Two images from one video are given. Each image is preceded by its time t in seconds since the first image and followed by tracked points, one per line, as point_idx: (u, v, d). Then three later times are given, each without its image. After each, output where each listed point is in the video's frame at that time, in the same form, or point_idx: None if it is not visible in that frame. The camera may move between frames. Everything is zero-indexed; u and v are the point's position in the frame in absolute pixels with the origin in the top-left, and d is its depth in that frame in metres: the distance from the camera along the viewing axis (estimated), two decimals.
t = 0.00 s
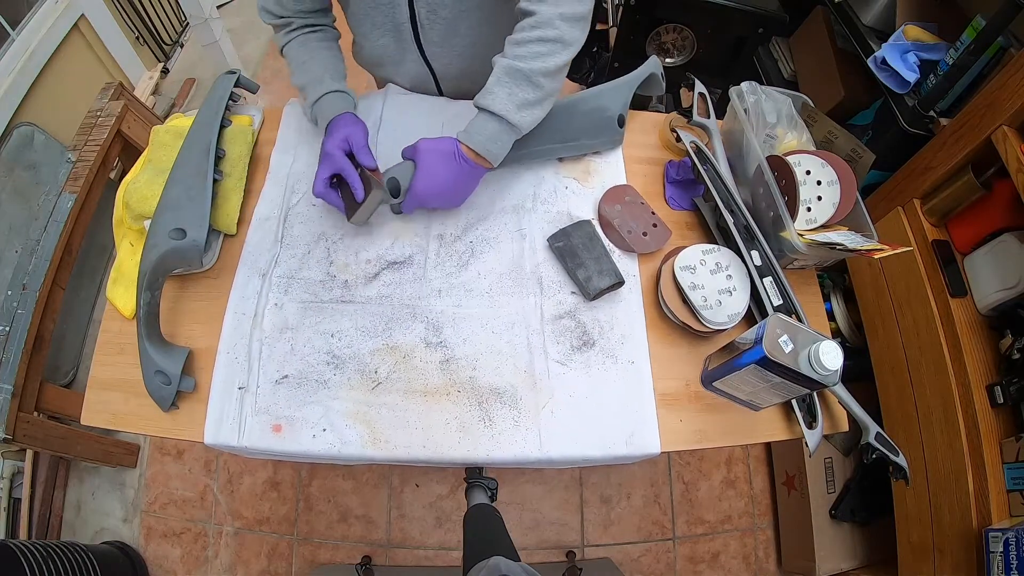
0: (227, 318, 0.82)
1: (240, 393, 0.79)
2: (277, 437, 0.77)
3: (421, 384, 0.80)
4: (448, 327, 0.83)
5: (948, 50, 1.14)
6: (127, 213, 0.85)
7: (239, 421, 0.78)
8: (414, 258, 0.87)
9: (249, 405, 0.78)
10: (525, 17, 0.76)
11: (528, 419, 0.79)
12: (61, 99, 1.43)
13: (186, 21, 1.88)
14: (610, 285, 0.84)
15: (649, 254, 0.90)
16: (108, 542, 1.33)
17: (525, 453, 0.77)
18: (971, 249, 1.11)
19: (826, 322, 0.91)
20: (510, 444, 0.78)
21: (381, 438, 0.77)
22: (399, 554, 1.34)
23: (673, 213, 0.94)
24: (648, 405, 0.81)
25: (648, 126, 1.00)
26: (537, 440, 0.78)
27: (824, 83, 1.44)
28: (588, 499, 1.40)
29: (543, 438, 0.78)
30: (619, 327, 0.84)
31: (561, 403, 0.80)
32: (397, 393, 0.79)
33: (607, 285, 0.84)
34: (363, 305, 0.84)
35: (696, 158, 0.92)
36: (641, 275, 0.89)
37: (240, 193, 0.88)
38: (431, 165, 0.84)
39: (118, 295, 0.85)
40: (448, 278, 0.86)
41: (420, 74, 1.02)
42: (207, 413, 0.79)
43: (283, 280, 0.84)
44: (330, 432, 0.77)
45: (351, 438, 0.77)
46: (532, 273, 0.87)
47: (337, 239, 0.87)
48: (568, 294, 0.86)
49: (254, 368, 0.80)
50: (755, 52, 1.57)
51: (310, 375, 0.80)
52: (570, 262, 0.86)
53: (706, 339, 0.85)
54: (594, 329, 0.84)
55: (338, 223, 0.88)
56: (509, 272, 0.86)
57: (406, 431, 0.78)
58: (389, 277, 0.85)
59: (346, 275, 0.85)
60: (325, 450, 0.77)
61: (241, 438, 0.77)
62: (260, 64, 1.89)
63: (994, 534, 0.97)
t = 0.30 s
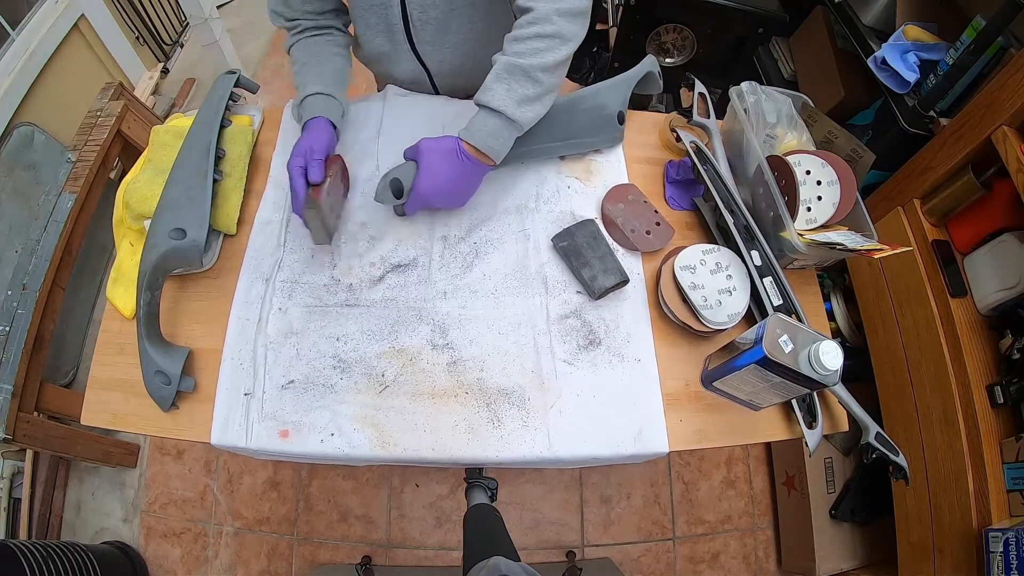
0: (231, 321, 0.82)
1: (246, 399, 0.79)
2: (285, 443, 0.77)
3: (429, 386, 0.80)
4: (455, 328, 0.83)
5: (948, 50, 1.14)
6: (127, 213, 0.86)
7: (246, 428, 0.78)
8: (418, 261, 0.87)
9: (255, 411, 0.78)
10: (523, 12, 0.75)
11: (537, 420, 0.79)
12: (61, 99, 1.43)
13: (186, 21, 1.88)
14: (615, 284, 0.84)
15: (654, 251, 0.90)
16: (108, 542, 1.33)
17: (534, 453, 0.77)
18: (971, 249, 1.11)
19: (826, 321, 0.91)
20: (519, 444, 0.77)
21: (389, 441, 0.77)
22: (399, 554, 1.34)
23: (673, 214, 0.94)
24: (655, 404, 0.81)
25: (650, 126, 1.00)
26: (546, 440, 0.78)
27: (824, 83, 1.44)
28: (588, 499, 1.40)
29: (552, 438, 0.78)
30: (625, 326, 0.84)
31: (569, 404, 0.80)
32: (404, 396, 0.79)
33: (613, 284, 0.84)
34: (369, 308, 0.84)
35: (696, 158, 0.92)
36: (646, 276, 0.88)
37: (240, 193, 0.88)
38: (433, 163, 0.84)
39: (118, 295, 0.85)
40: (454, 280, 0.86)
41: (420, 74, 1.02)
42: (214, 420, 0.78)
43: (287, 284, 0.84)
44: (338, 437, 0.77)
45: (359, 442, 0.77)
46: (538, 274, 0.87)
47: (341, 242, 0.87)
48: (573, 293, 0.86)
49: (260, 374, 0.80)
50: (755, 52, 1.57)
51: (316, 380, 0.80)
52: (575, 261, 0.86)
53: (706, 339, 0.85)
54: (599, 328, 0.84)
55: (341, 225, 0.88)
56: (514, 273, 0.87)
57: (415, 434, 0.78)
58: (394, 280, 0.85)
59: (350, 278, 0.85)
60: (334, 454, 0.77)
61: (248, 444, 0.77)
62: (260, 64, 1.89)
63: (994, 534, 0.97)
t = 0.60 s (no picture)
0: (233, 321, 0.82)
1: (248, 397, 0.79)
2: (287, 440, 0.77)
3: (431, 383, 0.80)
4: (457, 325, 0.83)
5: (948, 51, 1.14)
6: (127, 213, 0.85)
7: (248, 426, 0.78)
8: (421, 258, 0.87)
9: (257, 409, 0.78)
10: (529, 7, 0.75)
11: (539, 417, 0.79)
12: (61, 99, 1.43)
13: (186, 21, 1.88)
14: (617, 282, 0.84)
15: (657, 250, 0.90)
16: (108, 542, 1.33)
17: (537, 450, 0.77)
18: (971, 249, 1.11)
19: (826, 321, 0.91)
20: (522, 441, 0.78)
21: (392, 438, 0.77)
22: (398, 554, 1.34)
23: (673, 214, 0.94)
24: (658, 402, 0.81)
25: (651, 125, 1.00)
26: (549, 438, 0.78)
27: (824, 83, 1.44)
28: (588, 499, 1.40)
29: (555, 435, 0.78)
30: (627, 324, 0.84)
31: (572, 402, 0.80)
32: (407, 394, 0.79)
33: (615, 283, 0.84)
34: (371, 306, 0.84)
35: (696, 158, 0.92)
36: (648, 275, 0.88)
37: (240, 193, 0.88)
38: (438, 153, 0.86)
39: (118, 295, 0.85)
40: (456, 278, 0.86)
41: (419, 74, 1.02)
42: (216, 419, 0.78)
43: (290, 282, 0.84)
44: (340, 434, 0.77)
45: (362, 440, 0.77)
46: (540, 271, 0.87)
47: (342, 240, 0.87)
48: (575, 291, 0.86)
49: (262, 371, 0.80)
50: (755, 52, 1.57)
51: (318, 378, 0.80)
52: (577, 260, 0.86)
53: (706, 339, 0.85)
54: (602, 326, 0.84)
55: (342, 224, 0.88)
56: (516, 270, 0.87)
57: (417, 431, 0.78)
58: (396, 277, 0.85)
59: (352, 276, 0.85)
60: (337, 451, 0.77)
61: (250, 441, 0.77)
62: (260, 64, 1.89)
63: (994, 533, 0.97)
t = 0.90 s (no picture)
0: (237, 324, 0.82)
1: (254, 402, 0.78)
2: (294, 445, 0.77)
3: (438, 386, 0.80)
4: (463, 328, 0.83)
5: (948, 50, 1.14)
6: (127, 213, 0.86)
7: (253, 430, 0.77)
8: (426, 261, 0.87)
9: (263, 413, 0.78)
10: None
11: (546, 419, 0.79)
12: (61, 99, 1.43)
13: (186, 21, 1.88)
14: (622, 282, 0.84)
15: (660, 249, 0.90)
16: (108, 542, 1.33)
17: (544, 452, 0.77)
18: (971, 249, 1.11)
19: (826, 322, 0.91)
20: (530, 443, 0.77)
21: (399, 442, 0.77)
22: (398, 554, 1.34)
23: (673, 214, 0.94)
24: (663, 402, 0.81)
25: (650, 126, 1.00)
26: (556, 439, 0.78)
27: (824, 83, 1.44)
28: (588, 499, 1.40)
29: (562, 437, 0.78)
30: (633, 324, 0.85)
31: (578, 404, 0.80)
32: (414, 397, 0.79)
33: (620, 283, 0.84)
34: (377, 310, 0.83)
35: (696, 158, 0.92)
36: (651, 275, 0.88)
37: (240, 193, 0.88)
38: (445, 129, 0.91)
39: (118, 295, 0.85)
40: (461, 280, 0.86)
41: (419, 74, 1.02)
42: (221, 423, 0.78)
43: (294, 287, 0.84)
44: (347, 438, 0.77)
45: (369, 443, 0.77)
46: (545, 273, 0.87)
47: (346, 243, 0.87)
48: (580, 292, 0.86)
49: (268, 376, 0.79)
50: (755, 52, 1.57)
51: (324, 382, 0.79)
52: (581, 261, 0.86)
53: (706, 339, 0.86)
54: (607, 327, 0.84)
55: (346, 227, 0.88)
56: (521, 272, 0.87)
57: (424, 435, 0.77)
58: (402, 280, 0.85)
59: (357, 279, 0.85)
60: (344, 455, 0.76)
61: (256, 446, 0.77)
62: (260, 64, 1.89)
63: (994, 534, 0.97)
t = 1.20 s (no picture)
0: (241, 329, 0.82)
1: (258, 408, 0.78)
2: (300, 451, 0.76)
3: (443, 390, 0.80)
4: (468, 332, 0.83)
5: (948, 50, 1.14)
6: (127, 213, 0.85)
7: (259, 437, 0.77)
8: (429, 265, 0.87)
9: (268, 420, 0.78)
10: None
11: (553, 421, 0.79)
12: (61, 99, 1.43)
13: (186, 21, 1.87)
14: (626, 284, 0.85)
15: (662, 249, 0.90)
16: (108, 542, 1.33)
17: (551, 454, 0.77)
18: (971, 249, 1.11)
19: (826, 321, 0.91)
20: (537, 446, 0.77)
21: (406, 446, 0.77)
22: (398, 554, 1.34)
23: (673, 214, 0.94)
24: (668, 403, 0.81)
25: (650, 126, 1.00)
26: (562, 442, 0.78)
27: (824, 83, 1.44)
28: (588, 499, 1.40)
29: (568, 440, 0.78)
30: (637, 325, 0.85)
31: (584, 406, 0.80)
32: (419, 401, 0.79)
33: (624, 284, 0.85)
34: (380, 314, 0.83)
35: (696, 158, 0.92)
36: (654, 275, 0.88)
37: (240, 193, 0.88)
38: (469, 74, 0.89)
39: (118, 295, 0.85)
40: (465, 284, 0.86)
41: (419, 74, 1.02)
42: (226, 429, 0.78)
43: (296, 292, 0.84)
44: (354, 443, 0.77)
45: (375, 449, 0.77)
46: (548, 276, 0.87)
47: (349, 245, 0.87)
48: (584, 294, 0.86)
49: (272, 382, 0.79)
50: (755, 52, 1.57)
51: (329, 387, 0.79)
52: (585, 262, 0.86)
53: (706, 339, 0.86)
54: (612, 328, 0.84)
55: (348, 229, 0.88)
56: (526, 275, 0.87)
57: (431, 439, 0.77)
58: (406, 284, 0.85)
59: (361, 284, 0.85)
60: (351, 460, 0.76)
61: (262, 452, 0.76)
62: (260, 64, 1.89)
63: (994, 534, 0.97)
